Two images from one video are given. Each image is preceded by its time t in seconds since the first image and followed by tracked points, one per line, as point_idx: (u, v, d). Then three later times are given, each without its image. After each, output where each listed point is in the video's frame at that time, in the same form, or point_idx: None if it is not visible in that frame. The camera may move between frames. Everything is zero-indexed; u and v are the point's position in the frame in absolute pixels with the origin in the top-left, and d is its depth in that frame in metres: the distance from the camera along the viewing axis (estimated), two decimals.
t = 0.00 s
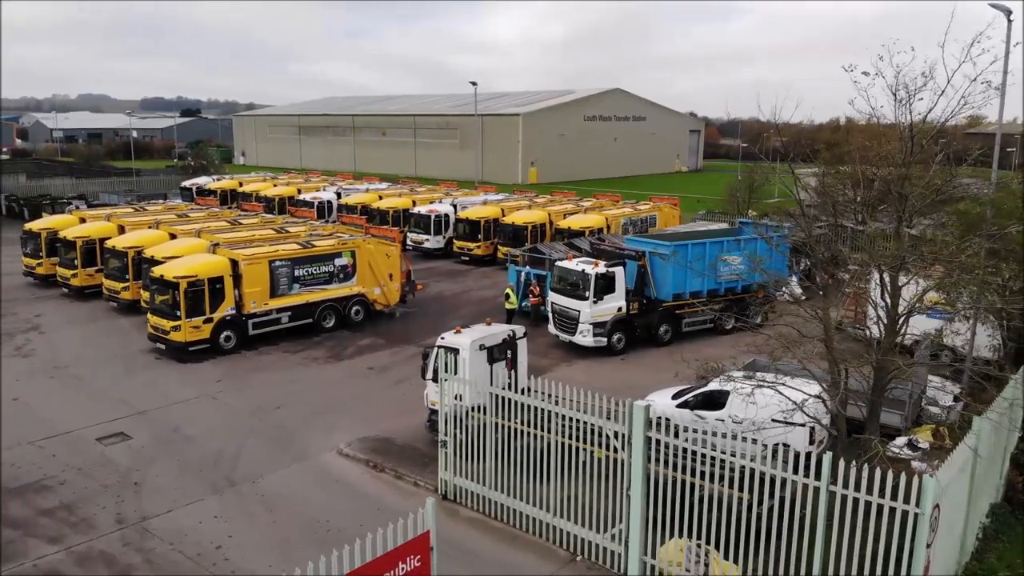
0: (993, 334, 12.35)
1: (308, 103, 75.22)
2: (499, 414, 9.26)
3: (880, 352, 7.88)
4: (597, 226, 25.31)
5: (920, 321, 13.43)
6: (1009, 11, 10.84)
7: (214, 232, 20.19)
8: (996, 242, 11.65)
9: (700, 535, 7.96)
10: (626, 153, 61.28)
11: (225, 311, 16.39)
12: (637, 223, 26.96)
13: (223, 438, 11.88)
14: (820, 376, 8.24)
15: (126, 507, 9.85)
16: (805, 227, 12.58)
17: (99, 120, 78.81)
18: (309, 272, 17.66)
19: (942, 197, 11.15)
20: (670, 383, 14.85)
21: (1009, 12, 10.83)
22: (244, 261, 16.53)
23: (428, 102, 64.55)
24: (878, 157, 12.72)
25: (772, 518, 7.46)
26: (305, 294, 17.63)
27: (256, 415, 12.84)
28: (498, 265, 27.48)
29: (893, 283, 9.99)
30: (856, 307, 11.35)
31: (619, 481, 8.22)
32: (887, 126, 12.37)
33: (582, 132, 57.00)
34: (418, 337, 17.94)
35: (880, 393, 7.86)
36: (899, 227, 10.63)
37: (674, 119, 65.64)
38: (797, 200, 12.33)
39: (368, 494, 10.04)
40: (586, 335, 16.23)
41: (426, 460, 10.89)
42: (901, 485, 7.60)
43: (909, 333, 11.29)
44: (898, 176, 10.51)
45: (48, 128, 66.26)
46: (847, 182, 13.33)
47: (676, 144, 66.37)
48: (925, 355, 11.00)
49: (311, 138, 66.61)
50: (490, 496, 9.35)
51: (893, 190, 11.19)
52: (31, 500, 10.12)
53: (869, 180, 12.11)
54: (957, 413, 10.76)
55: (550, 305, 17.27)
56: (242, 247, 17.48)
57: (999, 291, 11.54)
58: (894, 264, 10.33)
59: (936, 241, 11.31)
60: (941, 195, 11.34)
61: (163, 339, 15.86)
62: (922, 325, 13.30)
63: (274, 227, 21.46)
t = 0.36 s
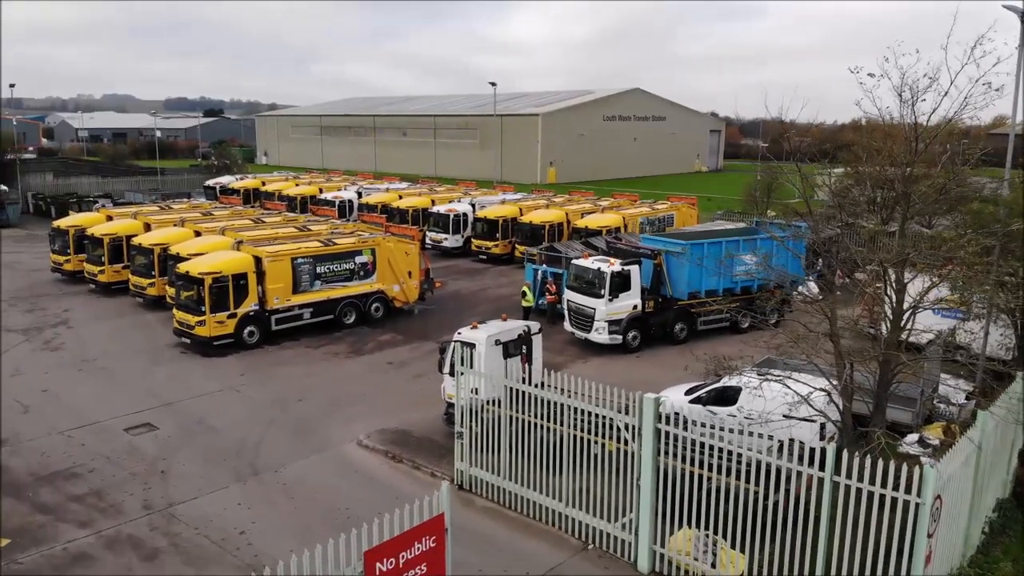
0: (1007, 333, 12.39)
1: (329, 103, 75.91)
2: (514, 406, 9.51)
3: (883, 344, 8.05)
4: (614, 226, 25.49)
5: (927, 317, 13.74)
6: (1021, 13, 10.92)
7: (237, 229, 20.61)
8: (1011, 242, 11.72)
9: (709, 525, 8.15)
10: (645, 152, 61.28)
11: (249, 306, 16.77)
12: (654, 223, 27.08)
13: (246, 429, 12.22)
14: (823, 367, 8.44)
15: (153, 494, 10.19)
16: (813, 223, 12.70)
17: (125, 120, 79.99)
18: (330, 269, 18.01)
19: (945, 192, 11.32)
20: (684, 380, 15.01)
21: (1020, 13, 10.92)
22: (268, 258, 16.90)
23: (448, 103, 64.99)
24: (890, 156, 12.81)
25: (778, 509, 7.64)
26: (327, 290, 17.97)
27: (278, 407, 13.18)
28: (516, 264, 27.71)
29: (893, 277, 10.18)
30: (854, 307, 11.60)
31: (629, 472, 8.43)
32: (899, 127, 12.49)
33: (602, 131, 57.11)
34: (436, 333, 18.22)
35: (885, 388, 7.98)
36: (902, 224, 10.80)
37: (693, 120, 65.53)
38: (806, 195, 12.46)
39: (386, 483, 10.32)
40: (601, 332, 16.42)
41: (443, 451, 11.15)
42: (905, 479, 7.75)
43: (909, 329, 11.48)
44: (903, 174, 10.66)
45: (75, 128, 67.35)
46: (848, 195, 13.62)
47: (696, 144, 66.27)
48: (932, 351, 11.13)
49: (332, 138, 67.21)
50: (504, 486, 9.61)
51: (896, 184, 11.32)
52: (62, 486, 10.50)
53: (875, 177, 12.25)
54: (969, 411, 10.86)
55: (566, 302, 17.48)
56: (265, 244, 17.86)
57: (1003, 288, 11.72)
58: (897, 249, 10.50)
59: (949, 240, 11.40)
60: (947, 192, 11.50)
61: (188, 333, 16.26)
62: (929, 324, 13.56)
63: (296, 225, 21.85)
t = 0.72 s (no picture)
0: (1014, 330, 12.50)
1: (345, 104, 76.47)
2: (525, 399, 9.75)
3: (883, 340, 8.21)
4: (627, 225, 25.67)
5: (930, 312, 14.00)
6: None
7: (256, 228, 20.99)
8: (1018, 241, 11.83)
9: (714, 515, 8.35)
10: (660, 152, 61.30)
11: (267, 303, 17.12)
12: (668, 222, 27.22)
13: (265, 422, 12.53)
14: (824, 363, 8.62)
15: (175, 482, 10.52)
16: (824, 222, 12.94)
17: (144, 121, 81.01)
18: (346, 267, 18.33)
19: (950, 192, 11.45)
20: (694, 378, 15.19)
21: None
22: (286, 256, 17.25)
23: (463, 103, 65.34)
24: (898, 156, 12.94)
25: (781, 499, 7.84)
26: (343, 288, 18.29)
27: (295, 401, 13.50)
28: (530, 263, 27.93)
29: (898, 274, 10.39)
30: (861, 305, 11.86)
31: (637, 463, 8.65)
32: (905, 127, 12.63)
33: (617, 131, 57.20)
34: (451, 330, 18.49)
35: (887, 383, 8.13)
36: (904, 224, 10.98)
37: (708, 119, 65.45)
38: (807, 192, 12.67)
39: (401, 474, 10.59)
40: (613, 330, 16.64)
41: (456, 443, 11.41)
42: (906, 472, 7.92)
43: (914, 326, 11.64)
44: (902, 172, 10.85)
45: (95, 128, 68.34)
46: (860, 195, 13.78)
47: (711, 143, 66.20)
48: (938, 350, 11.27)
49: (348, 138, 67.75)
50: (515, 477, 9.86)
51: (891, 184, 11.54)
52: (87, 475, 10.85)
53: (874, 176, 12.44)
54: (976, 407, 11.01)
55: (578, 300, 17.70)
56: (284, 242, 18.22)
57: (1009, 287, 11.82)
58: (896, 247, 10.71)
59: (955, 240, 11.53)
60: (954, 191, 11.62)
61: (209, 329, 16.63)
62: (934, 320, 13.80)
63: (313, 224, 22.20)
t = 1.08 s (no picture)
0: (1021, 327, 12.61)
1: (363, 104, 77.06)
2: (536, 391, 10.04)
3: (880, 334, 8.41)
4: (640, 224, 25.88)
5: (932, 307, 14.20)
6: None
7: (275, 225, 21.40)
8: None
9: (719, 504, 8.59)
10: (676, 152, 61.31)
11: (287, 299, 17.51)
12: (682, 221, 27.36)
13: (284, 413, 12.89)
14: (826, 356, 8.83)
15: (198, 469, 10.89)
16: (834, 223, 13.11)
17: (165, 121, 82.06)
18: (364, 264, 18.68)
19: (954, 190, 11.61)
20: (704, 374, 15.41)
21: None
22: (306, 253, 17.63)
23: (479, 103, 65.73)
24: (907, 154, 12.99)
25: (783, 487, 8.07)
26: (361, 284, 18.65)
27: (313, 393, 13.85)
28: (544, 262, 28.20)
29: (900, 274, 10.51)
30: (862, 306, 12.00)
31: (644, 452, 8.91)
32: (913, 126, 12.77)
33: (632, 131, 57.30)
34: (465, 326, 18.81)
35: (887, 376, 8.26)
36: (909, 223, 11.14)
37: (724, 119, 65.44)
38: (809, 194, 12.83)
39: (416, 463, 10.90)
40: (625, 327, 16.90)
41: (470, 435, 11.71)
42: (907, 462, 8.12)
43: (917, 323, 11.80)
44: (901, 170, 11.02)
45: (117, 128, 69.42)
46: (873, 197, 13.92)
47: (728, 143, 66.10)
48: (943, 347, 11.41)
49: (365, 138, 68.31)
50: (526, 466, 10.15)
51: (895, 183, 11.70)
52: (113, 462, 11.25)
53: (877, 175, 12.61)
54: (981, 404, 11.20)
55: (591, 298, 17.95)
56: (303, 239, 18.61)
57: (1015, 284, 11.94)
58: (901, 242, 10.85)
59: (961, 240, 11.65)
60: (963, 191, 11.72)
61: (230, 324, 17.04)
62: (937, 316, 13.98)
63: (331, 222, 22.60)
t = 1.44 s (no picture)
0: None
1: (376, 103, 77.51)
2: (543, 384, 10.31)
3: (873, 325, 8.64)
4: (650, 223, 26.08)
5: (932, 301, 14.38)
6: None
7: (289, 224, 21.77)
8: None
9: (721, 493, 8.83)
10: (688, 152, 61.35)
11: (301, 295, 17.86)
12: (692, 220, 27.52)
13: (298, 406, 13.22)
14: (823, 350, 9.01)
15: (215, 458, 11.23)
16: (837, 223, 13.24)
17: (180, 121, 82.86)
18: (376, 262, 19.00)
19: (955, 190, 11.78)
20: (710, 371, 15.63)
21: None
22: (320, 250, 17.98)
23: (491, 103, 66.04)
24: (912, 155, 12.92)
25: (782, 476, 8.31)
26: (373, 281, 18.97)
27: (327, 387, 14.18)
28: (554, 260, 28.46)
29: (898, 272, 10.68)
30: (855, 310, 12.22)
31: (648, 443, 9.16)
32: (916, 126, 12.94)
33: (644, 131, 57.41)
34: (476, 323, 19.10)
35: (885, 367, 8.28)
36: (910, 222, 11.33)
37: (736, 119, 65.44)
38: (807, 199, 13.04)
39: (427, 454, 11.20)
40: (632, 324, 17.14)
41: (479, 427, 12.00)
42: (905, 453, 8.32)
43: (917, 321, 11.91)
44: (897, 169, 11.23)
45: (132, 128, 70.23)
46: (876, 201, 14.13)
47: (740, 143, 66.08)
48: (945, 343, 11.55)
49: (378, 138, 68.75)
50: (534, 457, 10.42)
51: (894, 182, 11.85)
52: (133, 452, 11.60)
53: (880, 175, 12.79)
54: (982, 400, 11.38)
55: (599, 295, 18.20)
56: (317, 237, 18.95)
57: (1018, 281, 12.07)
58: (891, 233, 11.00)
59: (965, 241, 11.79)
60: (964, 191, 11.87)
61: (246, 319, 17.41)
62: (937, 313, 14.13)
63: (344, 220, 22.95)
